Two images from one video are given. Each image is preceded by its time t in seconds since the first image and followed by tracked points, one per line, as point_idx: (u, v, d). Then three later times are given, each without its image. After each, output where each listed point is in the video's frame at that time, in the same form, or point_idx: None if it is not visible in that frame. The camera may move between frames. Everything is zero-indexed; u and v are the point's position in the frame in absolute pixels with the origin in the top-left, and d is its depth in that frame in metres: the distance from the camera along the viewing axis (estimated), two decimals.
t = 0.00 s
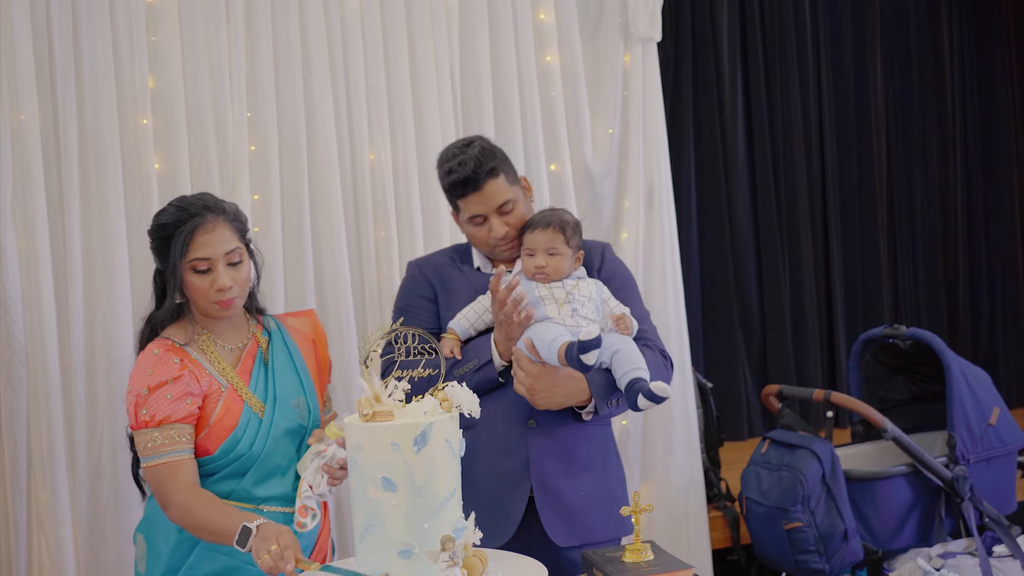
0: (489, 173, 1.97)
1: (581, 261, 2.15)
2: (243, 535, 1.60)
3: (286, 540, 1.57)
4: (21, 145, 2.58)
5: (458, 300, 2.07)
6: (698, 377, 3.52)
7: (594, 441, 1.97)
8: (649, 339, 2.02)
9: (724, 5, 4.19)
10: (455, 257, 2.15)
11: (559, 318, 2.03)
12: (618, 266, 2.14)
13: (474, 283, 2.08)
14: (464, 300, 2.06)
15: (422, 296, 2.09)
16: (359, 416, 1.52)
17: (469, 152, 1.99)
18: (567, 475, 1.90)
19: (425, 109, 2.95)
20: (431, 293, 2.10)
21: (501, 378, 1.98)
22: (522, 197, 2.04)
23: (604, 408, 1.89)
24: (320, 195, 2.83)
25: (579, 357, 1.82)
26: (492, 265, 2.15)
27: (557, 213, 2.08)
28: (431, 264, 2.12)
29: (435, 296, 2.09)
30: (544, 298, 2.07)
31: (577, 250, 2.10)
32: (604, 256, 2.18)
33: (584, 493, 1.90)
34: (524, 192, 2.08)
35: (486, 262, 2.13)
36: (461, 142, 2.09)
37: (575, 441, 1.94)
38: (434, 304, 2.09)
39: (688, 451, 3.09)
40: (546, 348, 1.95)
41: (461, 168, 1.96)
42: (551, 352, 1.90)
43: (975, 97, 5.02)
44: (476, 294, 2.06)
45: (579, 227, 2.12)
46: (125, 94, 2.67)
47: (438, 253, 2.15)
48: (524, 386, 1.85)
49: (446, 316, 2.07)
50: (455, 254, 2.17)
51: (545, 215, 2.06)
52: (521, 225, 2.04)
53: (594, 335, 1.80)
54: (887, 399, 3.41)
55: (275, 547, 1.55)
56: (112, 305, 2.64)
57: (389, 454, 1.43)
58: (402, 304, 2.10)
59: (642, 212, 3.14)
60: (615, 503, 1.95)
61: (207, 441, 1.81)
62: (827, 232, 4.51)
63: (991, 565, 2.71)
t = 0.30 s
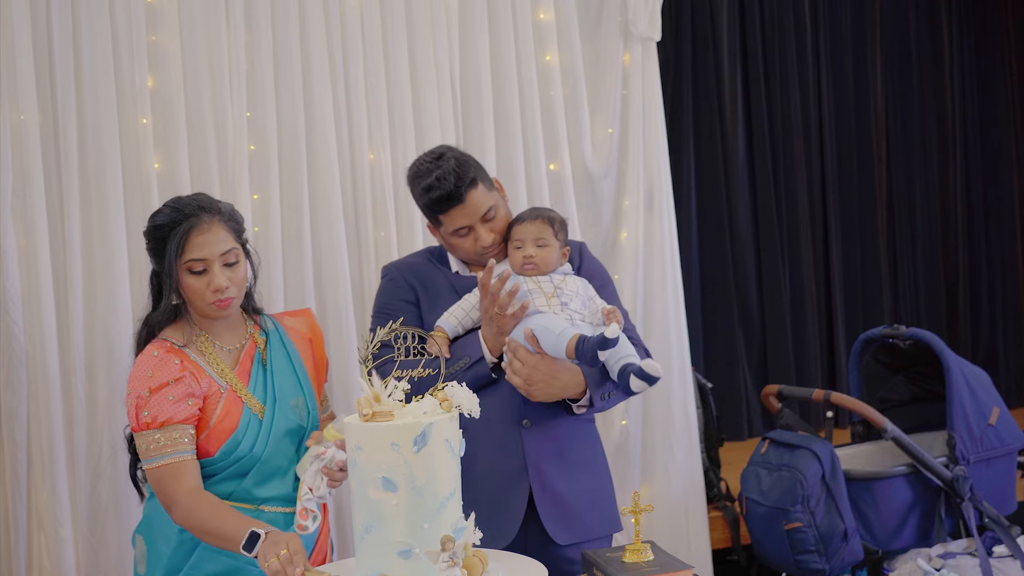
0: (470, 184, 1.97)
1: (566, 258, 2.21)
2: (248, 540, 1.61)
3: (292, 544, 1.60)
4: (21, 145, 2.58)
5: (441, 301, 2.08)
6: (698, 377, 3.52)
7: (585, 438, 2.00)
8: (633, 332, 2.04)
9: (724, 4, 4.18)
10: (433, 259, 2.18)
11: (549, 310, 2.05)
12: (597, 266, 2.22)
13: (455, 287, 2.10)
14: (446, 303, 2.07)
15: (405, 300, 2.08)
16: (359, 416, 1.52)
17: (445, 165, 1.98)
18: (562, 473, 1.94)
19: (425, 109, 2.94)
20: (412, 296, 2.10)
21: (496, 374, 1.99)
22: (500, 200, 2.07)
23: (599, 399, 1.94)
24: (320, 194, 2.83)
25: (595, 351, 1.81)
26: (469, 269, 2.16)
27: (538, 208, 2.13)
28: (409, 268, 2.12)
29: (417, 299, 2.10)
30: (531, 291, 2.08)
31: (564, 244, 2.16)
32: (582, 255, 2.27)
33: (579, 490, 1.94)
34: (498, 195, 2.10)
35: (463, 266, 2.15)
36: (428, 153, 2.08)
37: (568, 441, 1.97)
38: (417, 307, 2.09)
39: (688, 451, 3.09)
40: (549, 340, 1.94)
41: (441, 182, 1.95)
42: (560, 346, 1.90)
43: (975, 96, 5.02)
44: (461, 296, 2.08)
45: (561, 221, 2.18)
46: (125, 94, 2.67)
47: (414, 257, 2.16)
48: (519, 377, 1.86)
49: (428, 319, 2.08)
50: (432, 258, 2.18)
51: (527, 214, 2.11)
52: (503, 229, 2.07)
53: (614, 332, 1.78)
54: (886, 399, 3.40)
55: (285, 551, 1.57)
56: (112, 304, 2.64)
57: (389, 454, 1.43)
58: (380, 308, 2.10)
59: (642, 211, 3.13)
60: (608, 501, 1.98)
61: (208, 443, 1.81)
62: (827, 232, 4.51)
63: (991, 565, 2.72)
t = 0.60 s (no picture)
0: (463, 184, 2.00)
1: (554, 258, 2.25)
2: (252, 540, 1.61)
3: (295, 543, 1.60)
4: (21, 145, 2.59)
5: (428, 307, 2.07)
6: (698, 377, 3.52)
7: (578, 437, 2.03)
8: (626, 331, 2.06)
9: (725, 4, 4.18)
10: (419, 262, 2.17)
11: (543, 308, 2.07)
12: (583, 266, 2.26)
13: (444, 289, 2.10)
14: (435, 306, 2.07)
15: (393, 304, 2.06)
16: (359, 416, 1.51)
17: (437, 166, 2.01)
18: (558, 472, 1.95)
19: (426, 109, 2.94)
20: (400, 299, 2.08)
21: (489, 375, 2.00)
22: (489, 202, 2.10)
23: (597, 395, 1.95)
24: (320, 194, 2.83)
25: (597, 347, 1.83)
26: (456, 271, 2.18)
27: (523, 211, 2.19)
28: (397, 271, 2.12)
29: (405, 302, 2.08)
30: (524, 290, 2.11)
31: (551, 244, 2.20)
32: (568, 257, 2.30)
33: (575, 488, 1.96)
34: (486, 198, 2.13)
35: (451, 267, 2.16)
36: (417, 156, 2.10)
37: (563, 441, 1.99)
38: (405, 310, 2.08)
39: (688, 451, 3.09)
40: (547, 340, 1.94)
41: (436, 181, 1.97)
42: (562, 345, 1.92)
43: (975, 95, 5.01)
44: (451, 299, 2.08)
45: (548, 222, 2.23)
46: (125, 93, 2.67)
47: (401, 260, 2.15)
48: (517, 379, 1.87)
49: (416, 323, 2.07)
50: (417, 261, 2.17)
51: (515, 216, 2.15)
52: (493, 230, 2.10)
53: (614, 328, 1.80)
54: (887, 399, 3.40)
55: (291, 552, 1.58)
56: (112, 304, 2.64)
57: (390, 454, 1.43)
58: (367, 311, 2.07)
59: (642, 211, 3.13)
60: (602, 499, 2.00)
61: (209, 443, 1.81)
62: (828, 232, 4.51)
63: (992, 565, 2.71)
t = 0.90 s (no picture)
0: (460, 183, 2.01)
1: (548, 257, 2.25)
2: (257, 541, 1.60)
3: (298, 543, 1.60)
4: (23, 146, 2.59)
5: (423, 307, 2.08)
6: (700, 376, 3.52)
7: (573, 438, 2.04)
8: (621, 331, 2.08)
9: (727, 5, 4.18)
10: (413, 263, 2.18)
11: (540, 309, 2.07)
12: (575, 267, 2.26)
13: (438, 290, 2.10)
14: (429, 308, 2.07)
15: (387, 304, 2.07)
16: (361, 416, 1.51)
17: (434, 164, 2.01)
18: (556, 472, 1.96)
19: (427, 109, 2.94)
20: (394, 299, 2.09)
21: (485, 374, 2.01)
22: (484, 202, 2.11)
23: (594, 395, 1.97)
24: (322, 194, 2.83)
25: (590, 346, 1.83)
26: (450, 271, 2.18)
27: (515, 210, 2.17)
28: (390, 271, 2.12)
29: (399, 303, 2.09)
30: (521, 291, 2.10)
31: (545, 244, 2.19)
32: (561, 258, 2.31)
33: (571, 488, 1.97)
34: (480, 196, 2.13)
35: (444, 268, 2.17)
36: (410, 154, 2.10)
37: (560, 442, 2.00)
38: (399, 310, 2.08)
39: (690, 451, 3.09)
40: (543, 339, 1.95)
41: (433, 180, 1.98)
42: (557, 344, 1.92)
43: (977, 95, 5.01)
44: (446, 300, 2.09)
45: (542, 222, 2.22)
46: (127, 93, 2.67)
47: (394, 261, 2.16)
48: (515, 380, 1.89)
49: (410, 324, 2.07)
50: (411, 262, 2.18)
51: (507, 215, 2.14)
52: (487, 229, 2.11)
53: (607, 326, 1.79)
54: (890, 399, 3.40)
55: (296, 553, 1.56)
56: (113, 304, 2.64)
57: (392, 454, 1.43)
58: (360, 313, 2.08)
59: (644, 211, 3.13)
60: (598, 498, 2.02)
61: (211, 444, 1.81)
62: (830, 232, 4.51)
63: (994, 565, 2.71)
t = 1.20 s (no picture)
0: (474, 184, 2.02)
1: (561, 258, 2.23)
2: (279, 541, 1.62)
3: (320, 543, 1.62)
4: (47, 146, 2.60)
5: (437, 308, 2.08)
6: (720, 376, 3.52)
7: (587, 438, 2.04)
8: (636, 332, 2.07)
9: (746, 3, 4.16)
10: (428, 262, 2.18)
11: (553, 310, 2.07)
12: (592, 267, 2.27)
13: (453, 290, 2.11)
14: (444, 308, 2.08)
15: (401, 303, 2.08)
16: (381, 416, 1.52)
17: (449, 164, 2.02)
18: (571, 472, 1.96)
19: (447, 108, 2.94)
20: (408, 299, 2.10)
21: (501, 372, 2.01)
22: (498, 202, 2.11)
23: (608, 395, 1.98)
24: (342, 194, 2.84)
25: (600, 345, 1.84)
26: (466, 271, 2.19)
27: (527, 210, 2.15)
28: (405, 271, 2.14)
29: (414, 303, 2.10)
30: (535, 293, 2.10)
31: (558, 244, 2.17)
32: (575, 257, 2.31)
33: (585, 489, 1.96)
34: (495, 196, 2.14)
35: (460, 268, 2.17)
36: (426, 153, 2.11)
37: (574, 442, 2.00)
38: (414, 309, 2.09)
39: (710, 450, 3.08)
40: (554, 341, 1.95)
41: (447, 180, 1.99)
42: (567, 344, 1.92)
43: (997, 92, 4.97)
44: (460, 300, 2.10)
45: (556, 222, 2.19)
46: (150, 94, 2.68)
47: (409, 260, 2.17)
48: (530, 383, 1.90)
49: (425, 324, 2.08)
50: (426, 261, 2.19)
51: (518, 216, 2.12)
52: (501, 230, 2.11)
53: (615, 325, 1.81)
54: (911, 399, 3.38)
55: (319, 553, 1.59)
56: (136, 304, 2.65)
57: (412, 453, 1.44)
58: (375, 312, 2.09)
59: (663, 210, 3.12)
60: (612, 498, 2.01)
61: (232, 443, 1.82)
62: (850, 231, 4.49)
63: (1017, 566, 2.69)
